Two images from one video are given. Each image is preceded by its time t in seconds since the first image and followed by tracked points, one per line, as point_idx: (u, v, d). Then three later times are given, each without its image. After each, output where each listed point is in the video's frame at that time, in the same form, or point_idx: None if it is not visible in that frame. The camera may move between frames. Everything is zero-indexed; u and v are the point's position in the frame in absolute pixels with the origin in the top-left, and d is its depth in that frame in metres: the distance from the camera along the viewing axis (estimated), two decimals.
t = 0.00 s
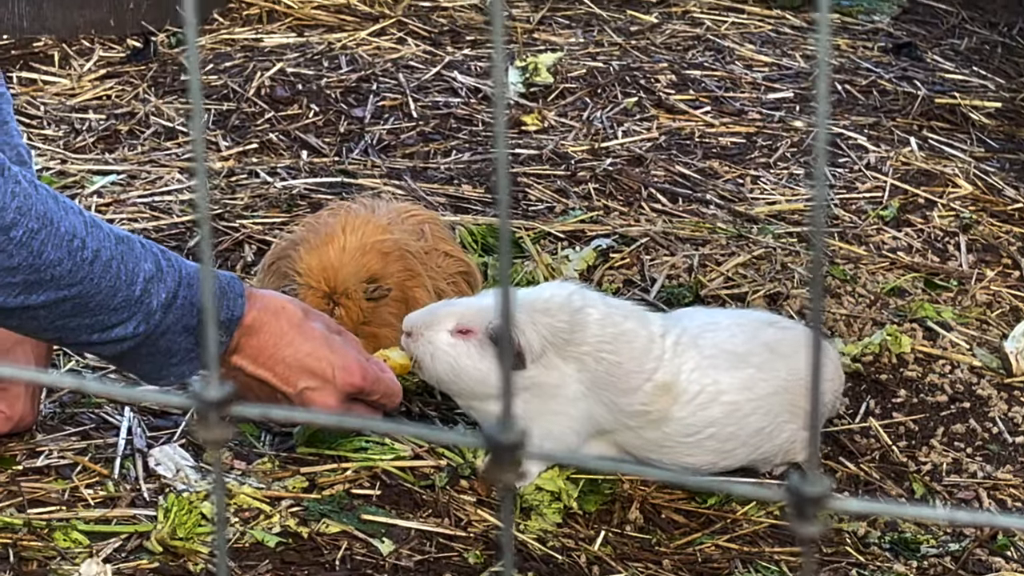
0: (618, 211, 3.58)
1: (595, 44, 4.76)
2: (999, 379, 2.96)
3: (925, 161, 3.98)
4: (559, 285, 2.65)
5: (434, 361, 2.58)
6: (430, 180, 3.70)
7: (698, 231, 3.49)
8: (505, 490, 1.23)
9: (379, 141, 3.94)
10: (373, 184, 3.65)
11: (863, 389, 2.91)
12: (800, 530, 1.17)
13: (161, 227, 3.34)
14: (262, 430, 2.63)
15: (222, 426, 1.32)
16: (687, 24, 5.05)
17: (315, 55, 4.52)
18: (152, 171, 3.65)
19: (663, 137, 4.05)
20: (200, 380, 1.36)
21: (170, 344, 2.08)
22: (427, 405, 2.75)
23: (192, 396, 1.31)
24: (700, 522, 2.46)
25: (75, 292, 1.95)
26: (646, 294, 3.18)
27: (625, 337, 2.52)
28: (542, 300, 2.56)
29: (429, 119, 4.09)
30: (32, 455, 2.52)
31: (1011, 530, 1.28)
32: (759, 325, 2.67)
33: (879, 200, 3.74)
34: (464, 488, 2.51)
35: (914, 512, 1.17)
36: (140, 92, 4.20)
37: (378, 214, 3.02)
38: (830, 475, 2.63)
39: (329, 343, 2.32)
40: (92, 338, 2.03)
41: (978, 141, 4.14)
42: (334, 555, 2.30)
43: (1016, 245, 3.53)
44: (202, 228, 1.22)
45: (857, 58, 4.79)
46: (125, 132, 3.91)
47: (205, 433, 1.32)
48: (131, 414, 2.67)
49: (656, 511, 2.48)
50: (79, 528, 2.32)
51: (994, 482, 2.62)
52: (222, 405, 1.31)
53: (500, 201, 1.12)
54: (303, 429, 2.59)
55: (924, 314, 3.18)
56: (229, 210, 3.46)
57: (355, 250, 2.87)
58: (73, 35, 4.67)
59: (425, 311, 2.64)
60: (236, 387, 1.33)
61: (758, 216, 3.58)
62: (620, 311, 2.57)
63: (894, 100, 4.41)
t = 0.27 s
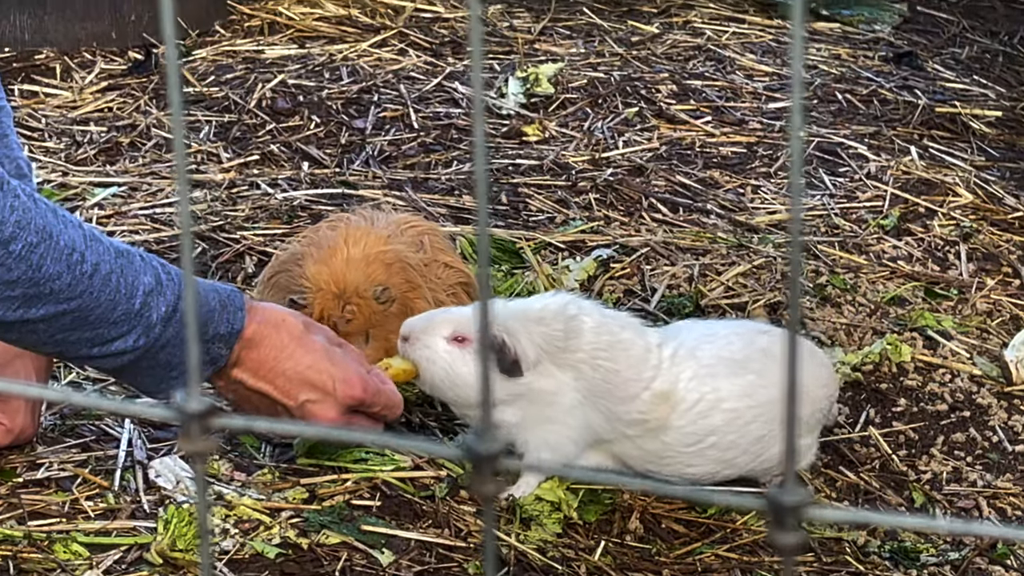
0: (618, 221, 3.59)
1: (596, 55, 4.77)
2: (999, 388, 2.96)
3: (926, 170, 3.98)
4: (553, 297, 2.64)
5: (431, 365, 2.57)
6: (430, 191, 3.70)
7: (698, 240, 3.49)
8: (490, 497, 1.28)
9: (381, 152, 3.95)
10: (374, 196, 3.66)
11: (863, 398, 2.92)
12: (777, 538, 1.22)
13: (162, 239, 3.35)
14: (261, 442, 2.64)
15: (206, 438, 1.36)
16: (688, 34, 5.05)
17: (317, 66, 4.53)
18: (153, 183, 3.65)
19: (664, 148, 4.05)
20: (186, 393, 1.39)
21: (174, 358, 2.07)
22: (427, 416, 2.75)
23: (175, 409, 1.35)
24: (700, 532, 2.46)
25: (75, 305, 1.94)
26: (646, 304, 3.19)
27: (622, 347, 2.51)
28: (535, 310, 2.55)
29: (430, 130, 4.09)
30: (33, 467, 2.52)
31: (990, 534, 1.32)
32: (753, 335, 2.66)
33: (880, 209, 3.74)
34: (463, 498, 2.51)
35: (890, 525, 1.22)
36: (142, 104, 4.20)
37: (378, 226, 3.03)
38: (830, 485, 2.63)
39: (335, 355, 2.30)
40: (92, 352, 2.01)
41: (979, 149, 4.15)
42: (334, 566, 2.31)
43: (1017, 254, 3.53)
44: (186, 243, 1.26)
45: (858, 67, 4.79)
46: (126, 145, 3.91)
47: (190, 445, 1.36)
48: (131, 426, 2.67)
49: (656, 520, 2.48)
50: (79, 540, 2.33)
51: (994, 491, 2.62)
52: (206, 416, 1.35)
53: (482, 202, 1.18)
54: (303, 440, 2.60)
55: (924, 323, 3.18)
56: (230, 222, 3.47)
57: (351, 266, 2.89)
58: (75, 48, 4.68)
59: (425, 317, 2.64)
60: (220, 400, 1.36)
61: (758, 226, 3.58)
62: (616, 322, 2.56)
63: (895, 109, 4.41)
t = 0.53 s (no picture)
0: (625, 230, 3.59)
1: (601, 63, 4.77)
2: (1007, 396, 2.96)
3: (932, 178, 3.98)
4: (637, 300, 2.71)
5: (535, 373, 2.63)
6: (437, 200, 3.71)
7: (705, 249, 3.49)
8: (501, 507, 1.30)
9: (387, 161, 3.95)
10: (381, 205, 3.66)
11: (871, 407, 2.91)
12: (793, 550, 1.23)
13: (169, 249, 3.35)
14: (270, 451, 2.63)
15: (220, 452, 1.37)
16: (694, 43, 5.05)
17: (323, 76, 4.53)
18: (159, 193, 3.66)
19: (670, 156, 4.06)
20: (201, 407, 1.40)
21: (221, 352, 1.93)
22: (435, 425, 2.75)
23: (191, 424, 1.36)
24: (708, 541, 2.46)
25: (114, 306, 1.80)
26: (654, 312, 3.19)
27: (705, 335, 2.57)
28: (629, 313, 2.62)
29: (436, 139, 4.10)
30: (41, 478, 2.53)
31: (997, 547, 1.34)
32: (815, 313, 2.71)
33: (887, 217, 3.74)
34: (472, 508, 2.51)
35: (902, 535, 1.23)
36: (148, 115, 4.21)
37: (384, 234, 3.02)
38: (838, 493, 2.63)
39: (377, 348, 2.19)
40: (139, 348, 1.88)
41: (985, 157, 4.15)
42: None
43: None
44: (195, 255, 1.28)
45: (864, 75, 4.79)
46: (133, 155, 3.92)
47: (204, 458, 1.37)
48: (140, 436, 2.67)
49: (664, 530, 2.48)
50: (88, 551, 2.33)
51: (1003, 499, 2.61)
52: (218, 430, 1.36)
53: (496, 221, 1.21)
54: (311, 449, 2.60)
55: (932, 331, 3.18)
56: (237, 232, 3.47)
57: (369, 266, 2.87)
58: (81, 58, 4.69)
59: (535, 306, 2.68)
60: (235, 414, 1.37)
61: (765, 234, 3.58)
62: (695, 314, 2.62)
63: (901, 117, 4.41)
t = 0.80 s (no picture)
0: (625, 235, 3.59)
1: (603, 69, 4.77)
2: (1008, 400, 2.96)
3: (933, 183, 3.98)
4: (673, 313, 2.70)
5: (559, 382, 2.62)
6: (438, 206, 3.71)
7: (706, 254, 3.49)
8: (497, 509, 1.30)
9: (388, 167, 3.95)
10: (382, 211, 3.66)
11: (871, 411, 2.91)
12: (787, 552, 1.23)
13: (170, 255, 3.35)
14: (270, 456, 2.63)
15: (214, 455, 1.37)
16: (695, 48, 5.06)
17: (324, 81, 4.53)
18: (160, 200, 3.66)
19: (671, 161, 4.06)
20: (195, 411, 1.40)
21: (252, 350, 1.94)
22: (436, 430, 2.75)
23: (184, 427, 1.36)
24: (709, 546, 2.46)
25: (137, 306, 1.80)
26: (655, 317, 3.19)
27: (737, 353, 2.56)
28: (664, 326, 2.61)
29: (437, 144, 4.10)
30: (42, 484, 2.53)
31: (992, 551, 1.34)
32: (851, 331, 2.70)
33: (888, 222, 3.74)
34: (473, 513, 2.51)
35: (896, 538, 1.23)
36: (150, 121, 4.21)
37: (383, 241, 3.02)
38: (839, 497, 2.63)
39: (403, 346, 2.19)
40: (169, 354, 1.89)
41: (986, 162, 4.15)
42: None
43: None
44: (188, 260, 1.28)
45: (865, 80, 4.79)
46: (134, 160, 3.92)
47: (198, 462, 1.37)
48: (140, 442, 2.67)
49: (666, 535, 2.48)
50: (89, 556, 2.33)
51: (1003, 504, 2.61)
52: (214, 433, 1.36)
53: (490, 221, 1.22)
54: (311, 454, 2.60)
55: (933, 335, 3.18)
56: (238, 237, 3.47)
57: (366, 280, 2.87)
58: (82, 64, 4.69)
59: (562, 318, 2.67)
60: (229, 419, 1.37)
61: (766, 239, 3.58)
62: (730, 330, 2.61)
63: (902, 121, 4.42)
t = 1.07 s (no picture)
0: (626, 239, 3.59)
1: (604, 73, 4.77)
2: (1009, 404, 2.96)
3: (934, 187, 3.98)
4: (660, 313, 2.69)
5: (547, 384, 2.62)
6: (439, 210, 3.71)
7: (707, 258, 3.49)
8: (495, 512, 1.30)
9: (389, 171, 3.95)
10: (383, 215, 3.66)
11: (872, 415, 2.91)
12: (783, 555, 1.23)
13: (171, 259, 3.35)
14: (271, 460, 2.63)
15: (213, 458, 1.37)
16: (696, 52, 5.06)
17: (325, 86, 4.54)
18: (161, 204, 3.66)
19: (672, 165, 4.06)
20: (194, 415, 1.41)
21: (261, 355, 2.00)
22: (437, 434, 2.76)
23: (183, 430, 1.37)
24: (710, 550, 2.46)
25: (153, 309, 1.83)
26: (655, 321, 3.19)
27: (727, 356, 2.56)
28: (653, 329, 2.61)
29: (438, 149, 4.10)
30: (43, 488, 2.53)
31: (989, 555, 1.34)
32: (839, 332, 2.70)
33: (888, 226, 3.74)
34: (473, 517, 2.51)
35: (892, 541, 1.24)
36: (151, 125, 4.21)
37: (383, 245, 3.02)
38: (840, 500, 2.63)
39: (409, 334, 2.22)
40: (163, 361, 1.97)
41: (987, 166, 4.15)
42: None
43: None
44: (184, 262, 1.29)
45: (866, 84, 4.79)
46: (135, 165, 3.92)
47: (196, 465, 1.37)
48: (141, 446, 2.67)
49: (666, 538, 2.48)
50: (89, 560, 2.33)
51: (1004, 507, 2.61)
52: (213, 436, 1.36)
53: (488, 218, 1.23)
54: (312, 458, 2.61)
55: (933, 339, 3.18)
56: (239, 242, 3.47)
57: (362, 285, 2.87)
58: (83, 69, 4.70)
59: (551, 322, 2.65)
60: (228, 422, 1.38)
61: (767, 243, 3.58)
62: (718, 332, 2.61)
63: (903, 125, 4.42)
